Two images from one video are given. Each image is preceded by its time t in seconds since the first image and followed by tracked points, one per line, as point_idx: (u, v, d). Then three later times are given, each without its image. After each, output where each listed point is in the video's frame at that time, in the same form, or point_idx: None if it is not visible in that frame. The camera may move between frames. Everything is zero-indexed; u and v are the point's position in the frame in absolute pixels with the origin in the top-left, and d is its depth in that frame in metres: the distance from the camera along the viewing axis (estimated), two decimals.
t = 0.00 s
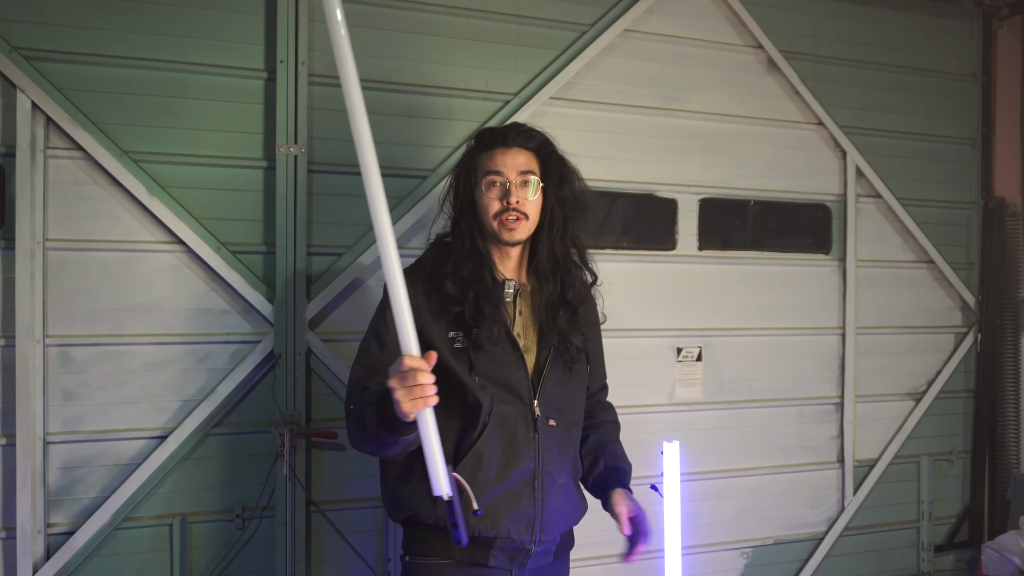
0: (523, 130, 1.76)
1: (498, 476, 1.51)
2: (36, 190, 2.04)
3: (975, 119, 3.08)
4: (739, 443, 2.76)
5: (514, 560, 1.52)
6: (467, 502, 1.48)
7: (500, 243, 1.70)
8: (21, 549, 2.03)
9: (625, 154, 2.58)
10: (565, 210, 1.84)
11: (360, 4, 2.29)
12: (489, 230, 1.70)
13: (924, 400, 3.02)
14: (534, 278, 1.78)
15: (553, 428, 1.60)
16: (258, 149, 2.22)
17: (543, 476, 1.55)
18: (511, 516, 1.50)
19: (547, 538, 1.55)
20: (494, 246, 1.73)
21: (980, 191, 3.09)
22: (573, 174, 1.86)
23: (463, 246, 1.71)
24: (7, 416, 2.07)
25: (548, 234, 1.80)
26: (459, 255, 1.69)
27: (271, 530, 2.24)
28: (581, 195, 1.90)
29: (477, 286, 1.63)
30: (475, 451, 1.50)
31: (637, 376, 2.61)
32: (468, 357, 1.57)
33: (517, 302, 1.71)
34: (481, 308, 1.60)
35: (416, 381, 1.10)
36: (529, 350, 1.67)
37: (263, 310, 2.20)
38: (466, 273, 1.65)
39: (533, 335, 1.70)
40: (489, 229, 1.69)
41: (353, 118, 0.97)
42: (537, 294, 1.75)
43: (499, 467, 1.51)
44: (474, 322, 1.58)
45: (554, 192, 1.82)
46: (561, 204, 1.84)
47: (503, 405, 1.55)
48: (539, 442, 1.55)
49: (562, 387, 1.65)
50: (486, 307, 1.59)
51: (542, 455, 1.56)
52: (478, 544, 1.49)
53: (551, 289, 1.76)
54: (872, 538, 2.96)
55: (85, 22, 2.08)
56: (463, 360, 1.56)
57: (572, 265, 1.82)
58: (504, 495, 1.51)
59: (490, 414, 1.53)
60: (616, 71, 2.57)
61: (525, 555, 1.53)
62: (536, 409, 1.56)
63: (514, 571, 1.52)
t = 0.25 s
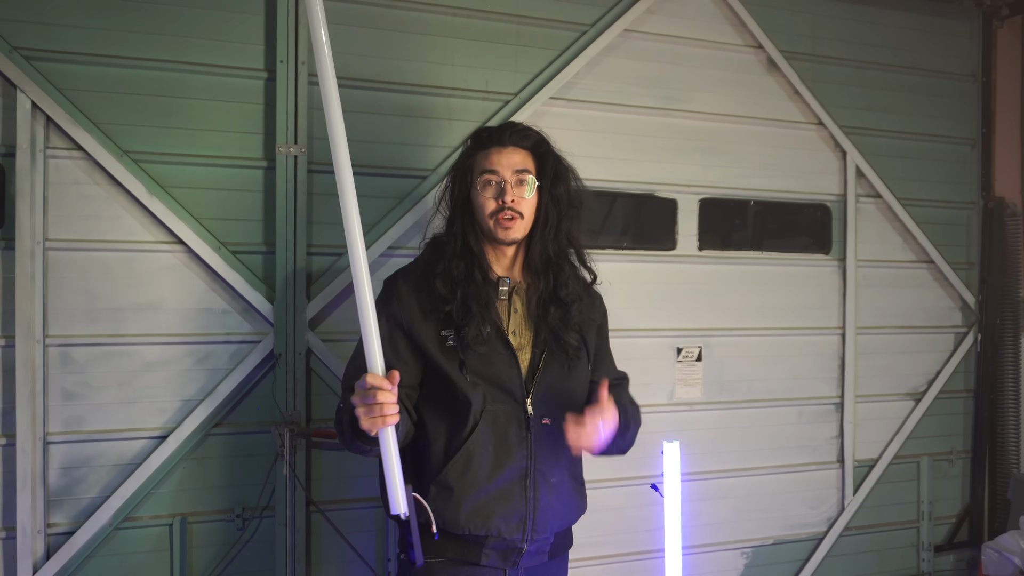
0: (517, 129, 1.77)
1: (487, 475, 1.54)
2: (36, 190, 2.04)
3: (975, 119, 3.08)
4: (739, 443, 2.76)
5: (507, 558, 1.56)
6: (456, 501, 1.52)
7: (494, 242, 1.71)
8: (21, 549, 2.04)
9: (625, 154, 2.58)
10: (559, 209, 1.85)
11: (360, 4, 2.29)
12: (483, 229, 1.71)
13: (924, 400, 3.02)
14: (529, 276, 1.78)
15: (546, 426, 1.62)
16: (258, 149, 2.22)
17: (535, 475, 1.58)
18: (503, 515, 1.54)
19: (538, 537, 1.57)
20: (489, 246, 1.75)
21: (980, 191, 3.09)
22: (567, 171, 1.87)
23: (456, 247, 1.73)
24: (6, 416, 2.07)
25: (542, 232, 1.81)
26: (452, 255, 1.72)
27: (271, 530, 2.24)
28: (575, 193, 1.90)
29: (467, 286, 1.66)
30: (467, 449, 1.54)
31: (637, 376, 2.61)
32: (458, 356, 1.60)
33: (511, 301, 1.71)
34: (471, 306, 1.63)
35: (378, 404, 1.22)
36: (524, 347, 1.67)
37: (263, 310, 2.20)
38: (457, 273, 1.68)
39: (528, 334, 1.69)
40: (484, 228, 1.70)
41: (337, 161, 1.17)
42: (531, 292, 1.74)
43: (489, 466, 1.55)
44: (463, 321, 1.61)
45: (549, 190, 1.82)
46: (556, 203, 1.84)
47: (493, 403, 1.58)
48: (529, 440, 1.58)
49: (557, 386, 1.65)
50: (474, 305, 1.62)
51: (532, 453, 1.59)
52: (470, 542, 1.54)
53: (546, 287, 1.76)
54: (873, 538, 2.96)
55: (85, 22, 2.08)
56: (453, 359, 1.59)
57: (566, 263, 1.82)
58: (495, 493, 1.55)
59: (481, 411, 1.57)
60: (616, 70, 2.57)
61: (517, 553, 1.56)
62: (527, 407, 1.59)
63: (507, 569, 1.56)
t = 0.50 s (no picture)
0: (533, 132, 1.79)
1: (476, 471, 1.54)
2: (36, 190, 2.04)
3: (975, 119, 3.08)
4: (739, 443, 2.76)
5: (499, 554, 1.55)
6: (445, 497, 1.53)
7: (492, 238, 1.72)
8: (21, 549, 2.04)
9: (625, 154, 2.58)
10: (569, 214, 1.83)
11: (360, 4, 2.29)
12: (484, 225, 1.72)
13: (924, 400, 3.02)
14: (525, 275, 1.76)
15: (538, 422, 1.60)
16: (258, 149, 2.21)
17: (526, 471, 1.56)
18: (492, 511, 1.53)
19: (531, 533, 1.57)
20: (488, 243, 1.75)
21: (980, 191, 3.09)
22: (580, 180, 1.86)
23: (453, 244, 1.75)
24: (6, 416, 2.07)
25: (547, 234, 1.79)
26: (447, 250, 1.75)
27: (271, 530, 2.24)
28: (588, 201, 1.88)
29: (458, 279, 1.69)
30: (453, 445, 1.54)
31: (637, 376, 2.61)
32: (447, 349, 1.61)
33: (504, 297, 1.71)
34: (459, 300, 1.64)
35: (360, 408, 1.28)
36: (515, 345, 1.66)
37: (263, 310, 2.20)
38: (449, 267, 1.71)
39: (519, 331, 1.68)
40: (484, 223, 1.70)
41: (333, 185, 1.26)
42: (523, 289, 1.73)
43: (478, 463, 1.55)
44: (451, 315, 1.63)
45: (559, 195, 1.82)
46: (565, 208, 1.83)
47: (482, 397, 1.58)
48: (520, 437, 1.57)
49: (546, 382, 1.65)
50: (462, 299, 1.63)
51: (524, 449, 1.57)
52: (461, 539, 1.54)
53: (542, 287, 1.73)
54: (873, 538, 2.96)
55: (85, 22, 2.08)
56: (441, 353, 1.61)
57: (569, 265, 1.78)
58: (482, 489, 1.54)
59: (469, 406, 1.57)
60: (616, 70, 2.57)
61: (509, 549, 1.56)
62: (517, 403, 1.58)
63: (501, 565, 1.56)
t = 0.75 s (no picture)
0: (541, 136, 1.79)
1: (477, 470, 1.54)
2: (36, 189, 2.04)
3: (975, 119, 3.08)
4: (739, 443, 2.76)
5: (502, 551, 1.56)
6: (447, 496, 1.53)
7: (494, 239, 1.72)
8: (21, 549, 2.04)
9: (625, 154, 2.58)
10: (573, 220, 1.85)
11: (360, 4, 2.29)
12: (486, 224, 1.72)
13: (924, 400, 3.02)
14: (523, 278, 1.78)
15: (537, 420, 1.61)
16: (258, 149, 2.21)
17: (526, 468, 1.57)
18: (494, 509, 1.54)
19: (532, 530, 1.57)
20: (489, 243, 1.74)
21: (981, 191, 3.09)
22: (584, 187, 1.88)
23: (453, 243, 1.75)
24: (6, 416, 2.07)
25: (551, 239, 1.80)
26: (447, 249, 1.74)
27: (271, 530, 2.24)
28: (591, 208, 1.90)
29: (458, 277, 1.69)
30: (454, 444, 1.54)
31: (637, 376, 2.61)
32: (446, 348, 1.61)
33: (502, 298, 1.71)
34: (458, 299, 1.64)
35: (356, 408, 1.29)
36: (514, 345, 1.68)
37: (263, 310, 2.20)
38: (449, 265, 1.71)
39: (517, 332, 1.69)
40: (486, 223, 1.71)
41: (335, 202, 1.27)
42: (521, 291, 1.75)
43: (478, 461, 1.55)
44: (450, 314, 1.63)
45: (564, 199, 1.83)
46: (568, 213, 1.84)
47: (481, 396, 1.58)
48: (520, 435, 1.58)
49: (545, 381, 1.67)
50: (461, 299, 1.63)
51: (524, 447, 1.58)
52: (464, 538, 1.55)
53: (541, 289, 1.75)
54: (873, 538, 2.96)
55: (85, 22, 2.08)
56: (440, 352, 1.61)
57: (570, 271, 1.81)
58: (484, 487, 1.55)
59: (468, 405, 1.57)
60: (616, 70, 2.57)
61: (511, 547, 1.56)
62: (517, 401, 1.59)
63: (503, 563, 1.57)
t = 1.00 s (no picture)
0: (540, 138, 1.79)
1: (486, 469, 1.55)
2: (36, 189, 2.04)
3: (975, 119, 3.08)
4: (739, 442, 2.76)
5: (508, 550, 1.57)
6: (456, 496, 1.53)
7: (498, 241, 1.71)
8: (21, 549, 2.04)
9: (625, 154, 2.58)
10: (574, 221, 1.87)
11: (359, 4, 2.29)
12: (488, 226, 1.72)
13: (924, 400, 3.02)
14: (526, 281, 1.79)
15: (544, 420, 1.62)
16: (258, 149, 2.21)
17: (534, 468, 1.58)
18: (503, 508, 1.54)
19: (540, 529, 1.59)
20: (491, 244, 1.75)
21: (981, 192, 3.09)
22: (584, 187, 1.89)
23: (457, 244, 1.73)
24: (6, 416, 2.07)
25: (554, 240, 1.82)
26: (453, 250, 1.72)
27: (271, 530, 2.24)
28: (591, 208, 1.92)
29: (465, 279, 1.67)
30: (464, 444, 1.54)
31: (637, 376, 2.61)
32: (453, 350, 1.61)
33: (507, 299, 1.73)
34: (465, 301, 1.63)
35: (370, 408, 1.28)
36: (520, 347, 1.69)
37: (263, 310, 2.20)
38: (456, 267, 1.68)
39: (522, 333, 1.71)
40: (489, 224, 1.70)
41: (349, 208, 1.23)
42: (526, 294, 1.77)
43: (488, 461, 1.55)
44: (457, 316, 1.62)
45: (565, 200, 1.84)
46: (569, 214, 1.85)
47: (489, 397, 1.58)
48: (528, 434, 1.58)
49: (550, 382, 1.68)
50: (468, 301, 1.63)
51: (532, 446, 1.58)
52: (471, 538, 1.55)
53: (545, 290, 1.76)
54: (873, 538, 2.96)
55: (85, 22, 2.08)
56: (447, 354, 1.60)
57: (574, 273, 1.82)
58: (493, 486, 1.55)
59: (477, 406, 1.57)
60: (617, 70, 2.57)
61: (519, 546, 1.57)
62: (524, 401, 1.59)
63: (511, 562, 1.58)
